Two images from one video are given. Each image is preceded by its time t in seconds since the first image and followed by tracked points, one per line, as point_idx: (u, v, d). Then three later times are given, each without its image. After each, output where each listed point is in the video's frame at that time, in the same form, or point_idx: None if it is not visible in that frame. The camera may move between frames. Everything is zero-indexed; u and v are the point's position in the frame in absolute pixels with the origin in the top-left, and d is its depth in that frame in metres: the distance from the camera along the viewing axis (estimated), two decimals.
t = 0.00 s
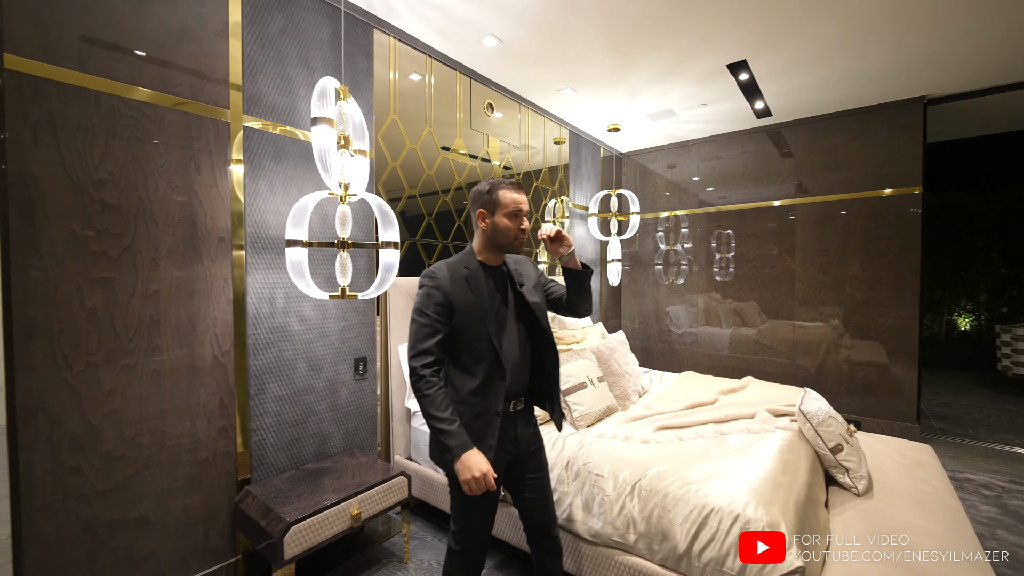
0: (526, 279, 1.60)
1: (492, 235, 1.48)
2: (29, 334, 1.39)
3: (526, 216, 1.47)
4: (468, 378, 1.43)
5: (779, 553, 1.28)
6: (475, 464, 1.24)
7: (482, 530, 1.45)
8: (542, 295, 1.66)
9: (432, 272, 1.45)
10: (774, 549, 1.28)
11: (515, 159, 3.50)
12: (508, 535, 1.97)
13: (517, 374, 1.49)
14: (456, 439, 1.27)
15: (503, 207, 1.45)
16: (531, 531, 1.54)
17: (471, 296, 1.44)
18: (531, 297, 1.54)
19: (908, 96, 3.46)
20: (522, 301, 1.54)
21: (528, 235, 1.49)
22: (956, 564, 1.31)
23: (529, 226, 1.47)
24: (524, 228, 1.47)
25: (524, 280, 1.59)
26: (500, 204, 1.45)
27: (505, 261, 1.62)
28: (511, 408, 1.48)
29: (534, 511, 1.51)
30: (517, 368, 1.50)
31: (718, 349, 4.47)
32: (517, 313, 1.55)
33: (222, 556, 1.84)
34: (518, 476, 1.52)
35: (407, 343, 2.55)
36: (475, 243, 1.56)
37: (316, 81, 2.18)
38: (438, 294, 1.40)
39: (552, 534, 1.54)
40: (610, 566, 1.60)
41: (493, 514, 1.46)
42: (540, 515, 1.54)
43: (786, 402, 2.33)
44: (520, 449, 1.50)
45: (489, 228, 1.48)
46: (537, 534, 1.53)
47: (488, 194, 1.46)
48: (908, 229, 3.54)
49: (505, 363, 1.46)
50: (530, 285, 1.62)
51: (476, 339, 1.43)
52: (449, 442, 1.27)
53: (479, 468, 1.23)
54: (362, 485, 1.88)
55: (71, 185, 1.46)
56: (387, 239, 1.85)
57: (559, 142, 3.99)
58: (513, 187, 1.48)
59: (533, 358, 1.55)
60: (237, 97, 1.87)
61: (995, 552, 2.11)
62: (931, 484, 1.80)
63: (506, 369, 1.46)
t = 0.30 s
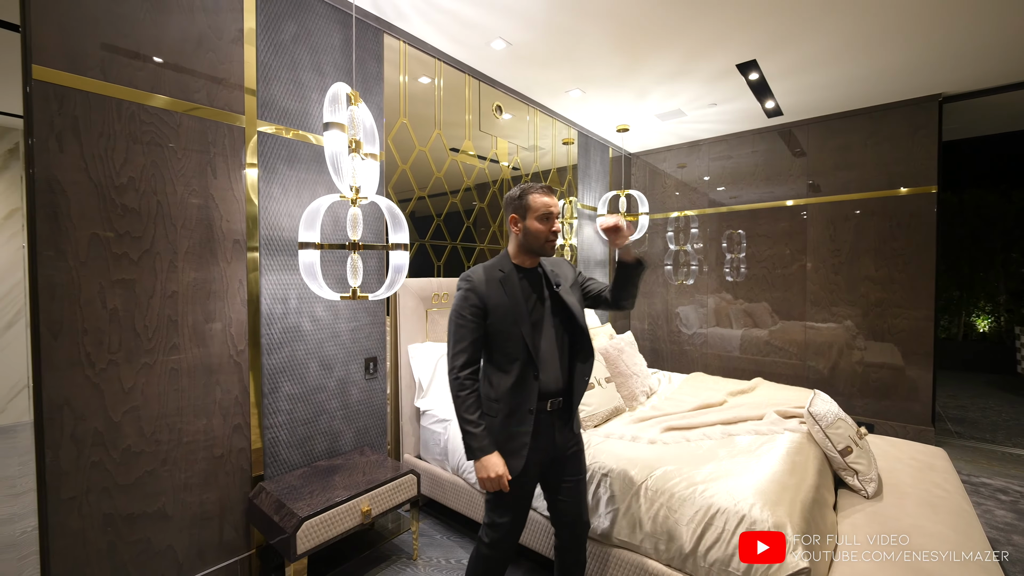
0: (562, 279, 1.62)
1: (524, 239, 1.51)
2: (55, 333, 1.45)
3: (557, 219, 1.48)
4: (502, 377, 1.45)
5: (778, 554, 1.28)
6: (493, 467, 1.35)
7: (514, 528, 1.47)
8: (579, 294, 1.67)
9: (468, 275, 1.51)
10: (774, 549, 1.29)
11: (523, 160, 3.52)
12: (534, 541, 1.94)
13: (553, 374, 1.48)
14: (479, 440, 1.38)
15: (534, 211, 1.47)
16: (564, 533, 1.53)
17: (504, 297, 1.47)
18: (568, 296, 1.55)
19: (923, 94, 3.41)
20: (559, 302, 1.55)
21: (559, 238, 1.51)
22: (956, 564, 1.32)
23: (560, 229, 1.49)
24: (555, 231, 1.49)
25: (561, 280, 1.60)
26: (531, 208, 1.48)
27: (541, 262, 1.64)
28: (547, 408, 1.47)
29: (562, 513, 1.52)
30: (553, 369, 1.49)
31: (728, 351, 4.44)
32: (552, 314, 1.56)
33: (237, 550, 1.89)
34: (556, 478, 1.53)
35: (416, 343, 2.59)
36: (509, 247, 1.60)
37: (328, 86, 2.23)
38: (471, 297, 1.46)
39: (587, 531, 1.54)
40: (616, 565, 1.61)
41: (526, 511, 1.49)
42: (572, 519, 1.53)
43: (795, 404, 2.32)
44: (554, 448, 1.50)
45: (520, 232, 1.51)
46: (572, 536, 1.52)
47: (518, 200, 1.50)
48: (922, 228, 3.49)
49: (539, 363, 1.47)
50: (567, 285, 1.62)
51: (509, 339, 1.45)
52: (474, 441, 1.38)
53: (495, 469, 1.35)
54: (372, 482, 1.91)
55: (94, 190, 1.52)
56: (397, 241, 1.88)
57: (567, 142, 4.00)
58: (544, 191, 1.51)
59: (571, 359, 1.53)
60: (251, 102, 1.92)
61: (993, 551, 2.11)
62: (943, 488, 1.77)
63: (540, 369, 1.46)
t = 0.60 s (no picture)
0: (590, 273, 1.68)
1: (544, 233, 1.58)
2: (84, 331, 1.52)
3: (570, 207, 1.56)
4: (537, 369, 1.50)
5: (780, 556, 1.32)
6: (534, 453, 1.37)
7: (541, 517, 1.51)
8: (608, 286, 1.73)
9: (498, 274, 1.58)
10: (774, 549, 1.34)
11: (530, 161, 3.57)
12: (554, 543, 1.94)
13: (582, 365, 1.53)
14: (518, 429, 1.40)
15: (546, 205, 1.56)
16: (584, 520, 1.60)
17: (533, 293, 1.54)
18: (596, 287, 1.61)
19: (930, 93, 3.40)
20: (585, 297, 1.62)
21: (574, 225, 1.55)
22: (959, 564, 1.33)
23: (574, 217, 1.55)
24: (569, 219, 1.55)
25: (588, 275, 1.66)
26: (544, 202, 1.57)
27: (568, 261, 1.70)
28: (577, 399, 1.52)
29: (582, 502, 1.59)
30: (581, 360, 1.54)
31: (735, 350, 4.45)
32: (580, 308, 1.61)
33: (254, 541, 1.96)
34: (580, 471, 1.58)
35: (425, 342, 2.65)
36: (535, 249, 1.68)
37: (340, 92, 2.30)
38: (502, 293, 1.52)
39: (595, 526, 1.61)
40: (619, 558, 1.65)
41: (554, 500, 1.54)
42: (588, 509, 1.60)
43: (798, 403, 2.34)
44: (582, 439, 1.54)
45: (539, 226, 1.59)
46: (584, 525, 1.59)
47: (532, 198, 1.61)
48: (930, 229, 3.48)
49: (568, 356, 1.52)
50: (594, 279, 1.68)
51: (540, 333, 1.51)
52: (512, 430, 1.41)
53: (537, 455, 1.37)
54: (383, 476, 1.97)
55: (121, 195, 1.60)
56: (407, 242, 1.94)
57: (574, 144, 4.04)
58: (555, 186, 1.61)
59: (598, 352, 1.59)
60: (267, 108, 1.99)
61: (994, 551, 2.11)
62: (945, 486, 1.79)
63: (569, 361, 1.51)
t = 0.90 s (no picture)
0: (606, 273, 1.73)
1: (559, 234, 1.64)
2: (112, 327, 1.60)
3: (584, 209, 1.60)
4: (556, 365, 1.56)
5: (780, 556, 1.34)
6: (556, 444, 1.43)
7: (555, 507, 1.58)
8: (623, 286, 1.78)
9: (517, 273, 1.64)
10: (774, 549, 1.36)
11: (537, 162, 3.62)
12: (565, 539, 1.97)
13: (598, 362, 1.59)
14: (540, 422, 1.46)
15: (559, 207, 1.62)
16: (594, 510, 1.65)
17: (552, 292, 1.60)
18: (612, 287, 1.66)
19: (939, 93, 3.39)
20: (602, 296, 1.67)
21: (588, 226, 1.60)
22: (958, 564, 1.33)
23: (586, 217, 1.59)
24: (581, 220, 1.59)
25: (604, 274, 1.71)
26: (558, 205, 1.63)
27: (586, 261, 1.75)
28: (593, 394, 1.58)
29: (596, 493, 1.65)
30: (597, 356, 1.59)
31: (742, 350, 4.45)
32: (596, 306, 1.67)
33: (270, 530, 2.03)
34: (594, 466, 1.63)
35: (434, 339, 2.71)
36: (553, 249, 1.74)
37: (353, 97, 2.36)
38: (523, 291, 1.58)
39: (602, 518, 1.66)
40: (626, 552, 1.69)
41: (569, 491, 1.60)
42: (598, 501, 1.65)
43: (803, 401, 2.36)
44: (597, 433, 1.59)
45: (554, 228, 1.65)
46: (590, 517, 1.65)
47: (548, 201, 1.67)
48: (939, 228, 3.47)
49: (584, 352, 1.58)
50: (610, 278, 1.74)
51: (558, 330, 1.57)
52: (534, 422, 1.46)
53: (558, 446, 1.42)
54: (394, 469, 2.03)
55: (147, 199, 1.68)
56: (417, 242, 2.00)
57: (581, 144, 4.08)
58: (569, 188, 1.66)
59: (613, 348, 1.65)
60: (283, 113, 2.06)
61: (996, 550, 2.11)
62: (948, 483, 1.81)
63: (585, 357, 1.57)
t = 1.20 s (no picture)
0: (612, 279, 1.70)
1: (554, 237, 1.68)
2: (130, 322, 1.66)
3: (570, 211, 1.61)
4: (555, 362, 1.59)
5: (780, 555, 1.34)
6: (549, 442, 1.47)
7: (560, 500, 1.61)
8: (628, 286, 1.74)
9: (522, 271, 1.67)
10: (774, 549, 1.36)
11: (544, 161, 3.64)
12: (572, 534, 1.98)
13: (599, 360, 1.59)
14: (535, 417, 1.51)
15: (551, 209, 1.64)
16: (600, 504, 1.67)
17: (554, 291, 1.62)
18: (613, 295, 1.64)
19: (953, 88, 3.34)
20: (606, 297, 1.66)
21: (577, 230, 1.61)
22: (958, 564, 1.31)
23: (575, 221, 1.60)
24: (569, 225, 1.61)
25: (610, 279, 1.69)
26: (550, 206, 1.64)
27: (591, 257, 1.76)
28: (593, 392, 1.59)
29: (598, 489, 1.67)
30: (599, 355, 1.60)
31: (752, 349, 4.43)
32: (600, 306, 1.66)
33: (281, 522, 2.08)
34: (596, 459, 1.65)
35: (442, 337, 2.74)
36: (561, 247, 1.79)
37: (362, 98, 2.40)
38: (525, 290, 1.61)
39: (607, 513, 1.68)
40: (630, 547, 1.70)
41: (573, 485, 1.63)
42: (602, 495, 1.67)
43: (810, 399, 2.35)
44: (597, 430, 1.60)
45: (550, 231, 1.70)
46: (594, 511, 1.67)
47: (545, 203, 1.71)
48: (952, 226, 3.42)
49: (585, 350, 1.59)
50: (616, 283, 1.71)
51: (558, 328, 1.59)
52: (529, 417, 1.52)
53: (550, 444, 1.46)
54: (402, 463, 2.07)
55: (164, 198, 1.74)
56: (425, 241, 2.03)
57: (588, 144, 4.09)
58: (565, 188, 1.65)
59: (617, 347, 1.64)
60: (294, 114, 2.11)
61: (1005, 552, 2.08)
62: (957, 482, 1.79)
63: (585, 355, 1.59)
